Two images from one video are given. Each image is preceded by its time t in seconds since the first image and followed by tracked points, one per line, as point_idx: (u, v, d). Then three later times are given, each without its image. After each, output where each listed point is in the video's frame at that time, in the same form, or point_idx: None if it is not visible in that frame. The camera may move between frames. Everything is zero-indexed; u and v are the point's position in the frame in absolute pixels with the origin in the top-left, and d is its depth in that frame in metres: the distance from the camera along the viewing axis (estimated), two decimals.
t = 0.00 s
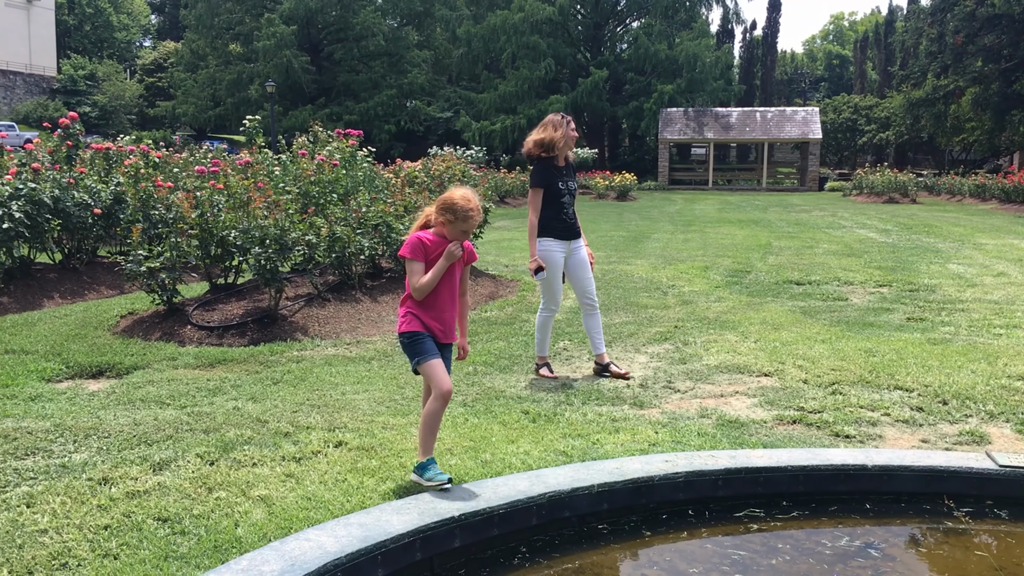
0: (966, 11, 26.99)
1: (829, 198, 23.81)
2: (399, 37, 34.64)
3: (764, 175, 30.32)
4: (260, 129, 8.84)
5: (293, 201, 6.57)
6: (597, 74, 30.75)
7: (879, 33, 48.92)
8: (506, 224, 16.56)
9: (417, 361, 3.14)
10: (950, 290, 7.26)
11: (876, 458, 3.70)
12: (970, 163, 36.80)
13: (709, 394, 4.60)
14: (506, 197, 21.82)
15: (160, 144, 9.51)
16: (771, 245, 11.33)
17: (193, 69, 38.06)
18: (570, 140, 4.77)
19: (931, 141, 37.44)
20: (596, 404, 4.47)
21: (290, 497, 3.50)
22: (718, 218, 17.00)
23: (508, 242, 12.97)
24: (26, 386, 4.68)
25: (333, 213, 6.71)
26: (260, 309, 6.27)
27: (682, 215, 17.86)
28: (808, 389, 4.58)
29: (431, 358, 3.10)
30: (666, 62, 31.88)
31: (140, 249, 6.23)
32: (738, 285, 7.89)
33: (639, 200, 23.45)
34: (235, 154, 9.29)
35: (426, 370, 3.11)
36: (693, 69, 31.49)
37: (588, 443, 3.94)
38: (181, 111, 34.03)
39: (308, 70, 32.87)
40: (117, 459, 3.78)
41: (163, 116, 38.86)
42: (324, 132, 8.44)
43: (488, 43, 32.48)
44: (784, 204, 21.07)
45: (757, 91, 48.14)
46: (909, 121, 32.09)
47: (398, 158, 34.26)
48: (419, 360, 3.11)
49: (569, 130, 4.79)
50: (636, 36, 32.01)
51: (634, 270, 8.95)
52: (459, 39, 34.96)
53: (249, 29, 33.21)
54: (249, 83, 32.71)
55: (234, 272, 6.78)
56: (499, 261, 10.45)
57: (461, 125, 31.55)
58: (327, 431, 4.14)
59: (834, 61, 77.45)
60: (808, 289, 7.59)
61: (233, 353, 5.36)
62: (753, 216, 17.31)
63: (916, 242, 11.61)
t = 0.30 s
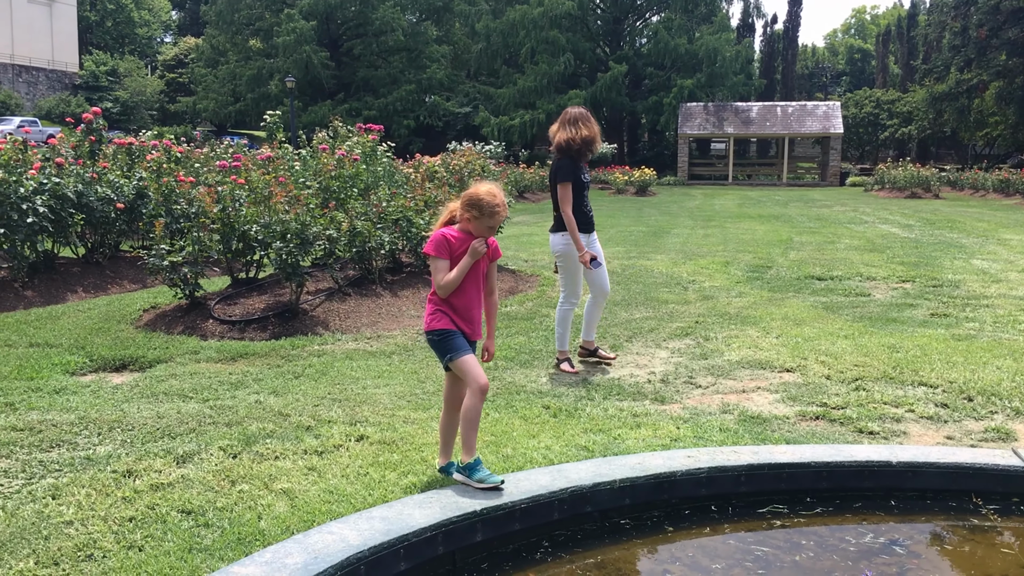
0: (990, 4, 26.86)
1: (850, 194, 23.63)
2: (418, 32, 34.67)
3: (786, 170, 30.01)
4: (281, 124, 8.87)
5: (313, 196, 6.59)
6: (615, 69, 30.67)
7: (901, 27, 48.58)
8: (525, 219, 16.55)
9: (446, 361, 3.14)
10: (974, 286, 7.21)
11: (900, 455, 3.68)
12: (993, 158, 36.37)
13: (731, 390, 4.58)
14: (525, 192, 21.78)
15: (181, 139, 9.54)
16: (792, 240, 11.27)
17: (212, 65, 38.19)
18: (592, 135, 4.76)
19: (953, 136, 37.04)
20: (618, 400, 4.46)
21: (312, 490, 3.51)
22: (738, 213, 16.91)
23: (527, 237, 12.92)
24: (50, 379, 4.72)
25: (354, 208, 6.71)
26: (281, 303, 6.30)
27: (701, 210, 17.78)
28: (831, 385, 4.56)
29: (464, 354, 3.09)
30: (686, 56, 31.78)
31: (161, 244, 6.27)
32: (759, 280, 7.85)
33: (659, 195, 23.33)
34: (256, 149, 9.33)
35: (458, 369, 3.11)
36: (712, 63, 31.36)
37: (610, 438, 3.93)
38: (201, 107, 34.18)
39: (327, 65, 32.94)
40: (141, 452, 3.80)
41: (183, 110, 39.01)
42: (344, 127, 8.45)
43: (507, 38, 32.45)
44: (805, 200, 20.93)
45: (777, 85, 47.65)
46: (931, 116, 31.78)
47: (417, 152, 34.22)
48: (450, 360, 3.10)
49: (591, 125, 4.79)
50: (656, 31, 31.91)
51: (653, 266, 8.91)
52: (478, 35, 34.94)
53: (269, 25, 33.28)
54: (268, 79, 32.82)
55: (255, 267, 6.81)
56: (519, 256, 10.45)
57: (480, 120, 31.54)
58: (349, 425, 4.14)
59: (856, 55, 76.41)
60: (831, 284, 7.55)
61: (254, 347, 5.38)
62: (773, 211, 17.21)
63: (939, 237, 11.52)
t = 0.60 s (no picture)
0: None
1: (865, 188, 23.54)
2: (430, 28, 34.71)
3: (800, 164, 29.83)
4: (294, 121, 8.89)
5: (327, 192, 6.60)
6: (628, 64, 30.61)
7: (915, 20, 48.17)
8: (537, 215, 16.54)
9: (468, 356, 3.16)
10: (990, 281, 7.18)
11: (918, 451, 3.68)
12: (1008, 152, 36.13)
13: (746, 386, 4.58)
14: (538, 187, 21.77)
15: (195, 135, 9.57)
16: (806, 235, 11.25)
17: (225, 61, 38.28)
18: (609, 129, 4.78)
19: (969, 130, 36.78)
20: (632, 395, 4.46)
21: (328, 486, 3.52)
22: (752, 208, 16.86)
23: (541, 233, 12.90)
24: (67, 375, 4.75)
25: (367, 204, 6.72)
26: (296, 299, 6.32)
27: (715, 206, 17.73)
28: (846, 380, 4.55)
29: (487, 353, 3.11)
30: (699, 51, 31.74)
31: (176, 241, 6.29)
32: (773, 275, 7.83)
33: (671, 191, 23.27)
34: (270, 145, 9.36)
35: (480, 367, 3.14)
36: (726, 58, 31.29)
37: (625, 434, 3.93)
38: (215, 103, 34.28)
39: (339, 62, 33.00)
40: (157, 447, 3.82)
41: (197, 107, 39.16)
42: (356, 123, 8.46)
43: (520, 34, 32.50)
44: (820, 194, 20.86)
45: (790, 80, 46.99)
46: (946, 110, 31.60)
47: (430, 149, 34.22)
48: (472, 357, 3.12)
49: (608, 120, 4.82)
50: (668, 25, 31.86)
51: (667, 261, 8.90)
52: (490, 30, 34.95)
53: (282, 21, 33.34)
54: (281, 75, 32.90)
55: (270, 264, 6.82)
56: (532, 252, 10.46)
57: (493, 116, 31.54)
58: (364, 421, 4.15)
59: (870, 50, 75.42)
60: (845, 279, 7.53)
61: (269, 343, 5.40)
62: (787, 206, 17.15)
63: (955, 232, 11.46)
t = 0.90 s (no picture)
0: None
1: (876, 185, 23.46)
2: (439, 26, 34.72)
3: (810, 161, 29.70)
4: (305, 119, 8.89)
5: (338, 190, 6.62)
6: (638, 62, 30.53)
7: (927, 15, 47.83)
8: (547, 213, 16.52)
9: (484, 344, 3.17)
10: (1003, 278, 7.14)
11: (931, 448, 3.67)
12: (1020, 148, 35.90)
13: (758, 382, 4.58)
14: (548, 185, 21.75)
15: (206, 134, 9.60)
16: (818, 232, 11.22)
17: (235, 61, 38.34)
18: (619, 130, 4.76)
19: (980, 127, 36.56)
20: (643, 392, 4.45)
21: (341, 483, 3.52)
22: (762, 205, 16.82)
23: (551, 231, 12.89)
24: (80, 373, 4.77)
25: (378, 202, 6.72)
26: (307, 298, 6.34)
27: (726, 203, 17.68)
28: (859, 377, 4.53)
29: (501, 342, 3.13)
30: (709, 48, 31.70)
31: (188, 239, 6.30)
32: (785, 272, 7.81)
33: (681, 188, 23.21)
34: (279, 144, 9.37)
35: (497, 355, 3.14)
36: (736, 55, 31.22)
37: (637, 431, 3.93)
38: (225, 102, 34.38)
39: (349, 60, 33.03)
40: (170, 444, 3.83)
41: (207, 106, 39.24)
42: (366, 122, 8.46)
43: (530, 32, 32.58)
44: (831, 192, 20.78)
45: (801, 77, 46.83)
46: (958, 105, 31.45)
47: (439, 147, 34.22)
48: (489, 344, 3.12)
49: (621, 119, 4.82)
50: (678, 22, 31.80)
51: (678, 258, 8.88)
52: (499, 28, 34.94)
53: (292, 20, 33.37)
54: (291, 74, 32.97)
55: (281, 261, 6.84)
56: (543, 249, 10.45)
57: (502, 114, 31.53)
58: (376, 418, 4.16)
59: (881, 46, 74.50)
60: (857, 276, 7.50)
61: (282, 341, 5.41)
62: (798, 204, 17.10)
63: (968, 228, 11.41)
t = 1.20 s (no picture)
0: None
1: (886, 180, 23.36)
2: (447, 23, 34.69)
3: (820, 156, 29.56)
4: (314, 116, 8.90)
5: (348, 187, 6.63)
6: (646, 57, 30.46)
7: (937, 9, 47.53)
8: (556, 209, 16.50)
9: (503, 341, 3.18)
10: (1015, 272, 7.10)
11: (943, 444, 3.66)
12: None
13: (768, 379, 4.57)
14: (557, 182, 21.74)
15: (215, 133, 9.61)
16: (828, 228, 11.17)
17: (244, 59, 38.40)
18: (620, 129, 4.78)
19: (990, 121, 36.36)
20: (653, 389, 4.45)
21: (352, 480, 3.53)
22: (772, 201, 16.76)
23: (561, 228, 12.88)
24: (92, 371, 4.80)
25: (387, 199, 6.72)
26: (317, 295, 6.35)
27: (735, 199, 17.62)
28: (870, 373, 4.52)
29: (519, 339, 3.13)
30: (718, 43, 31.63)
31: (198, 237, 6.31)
32: (795, 268, 7.78)
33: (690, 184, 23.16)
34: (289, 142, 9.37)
35: (514, 352, 3.15)
36: (745, 50, 31.14)
37: (647, 428, 3.93)
38: (235, 100, 34.46)
39: (357, 57, 33.05)
40: (181, 442, 3.85)
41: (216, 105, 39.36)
42: (375, 119, 8.45)
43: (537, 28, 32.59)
44: (840, 187, 20.73)
45: (810, 71, 46.57)
46: (968, 100, 31.29)
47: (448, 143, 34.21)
48: (508, 342, 3.13)
49: (626, 116, 4.82)
50: (686, 17, 31.71)
51: (687, 255, 8.87)
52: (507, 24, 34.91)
53: (300, 18, 33.38)
54: (300, 72, 33.02)
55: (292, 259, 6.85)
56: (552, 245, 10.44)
57: (510, 110, 31.50)
58: (386, 416, 4.17)
59: (890, 40, 73.95)
60: (868, 272, 7.47)
61: (291, 339, 5.43)
62: (808, 199, 17.04)
63: (979, 223, 11.35)
